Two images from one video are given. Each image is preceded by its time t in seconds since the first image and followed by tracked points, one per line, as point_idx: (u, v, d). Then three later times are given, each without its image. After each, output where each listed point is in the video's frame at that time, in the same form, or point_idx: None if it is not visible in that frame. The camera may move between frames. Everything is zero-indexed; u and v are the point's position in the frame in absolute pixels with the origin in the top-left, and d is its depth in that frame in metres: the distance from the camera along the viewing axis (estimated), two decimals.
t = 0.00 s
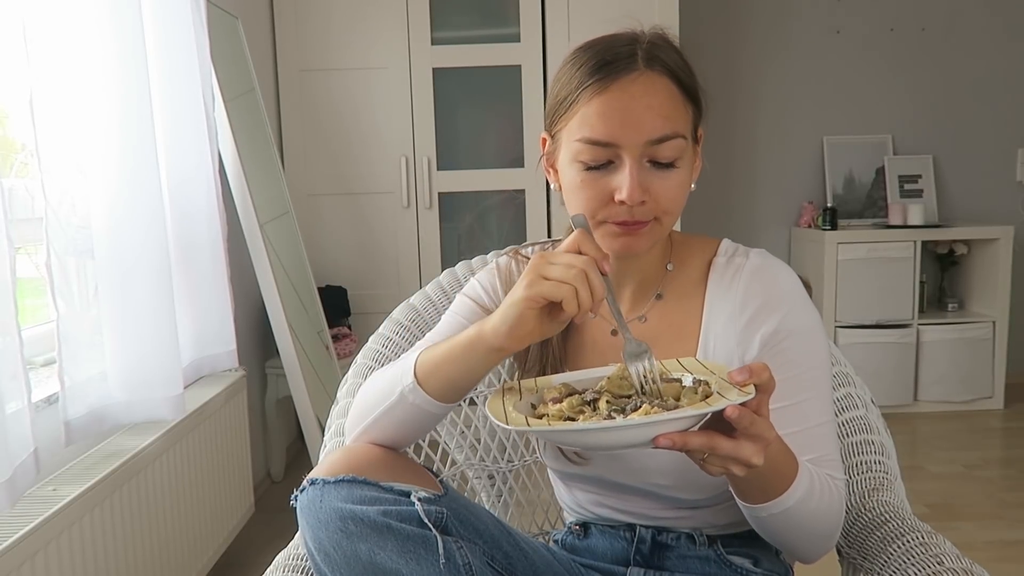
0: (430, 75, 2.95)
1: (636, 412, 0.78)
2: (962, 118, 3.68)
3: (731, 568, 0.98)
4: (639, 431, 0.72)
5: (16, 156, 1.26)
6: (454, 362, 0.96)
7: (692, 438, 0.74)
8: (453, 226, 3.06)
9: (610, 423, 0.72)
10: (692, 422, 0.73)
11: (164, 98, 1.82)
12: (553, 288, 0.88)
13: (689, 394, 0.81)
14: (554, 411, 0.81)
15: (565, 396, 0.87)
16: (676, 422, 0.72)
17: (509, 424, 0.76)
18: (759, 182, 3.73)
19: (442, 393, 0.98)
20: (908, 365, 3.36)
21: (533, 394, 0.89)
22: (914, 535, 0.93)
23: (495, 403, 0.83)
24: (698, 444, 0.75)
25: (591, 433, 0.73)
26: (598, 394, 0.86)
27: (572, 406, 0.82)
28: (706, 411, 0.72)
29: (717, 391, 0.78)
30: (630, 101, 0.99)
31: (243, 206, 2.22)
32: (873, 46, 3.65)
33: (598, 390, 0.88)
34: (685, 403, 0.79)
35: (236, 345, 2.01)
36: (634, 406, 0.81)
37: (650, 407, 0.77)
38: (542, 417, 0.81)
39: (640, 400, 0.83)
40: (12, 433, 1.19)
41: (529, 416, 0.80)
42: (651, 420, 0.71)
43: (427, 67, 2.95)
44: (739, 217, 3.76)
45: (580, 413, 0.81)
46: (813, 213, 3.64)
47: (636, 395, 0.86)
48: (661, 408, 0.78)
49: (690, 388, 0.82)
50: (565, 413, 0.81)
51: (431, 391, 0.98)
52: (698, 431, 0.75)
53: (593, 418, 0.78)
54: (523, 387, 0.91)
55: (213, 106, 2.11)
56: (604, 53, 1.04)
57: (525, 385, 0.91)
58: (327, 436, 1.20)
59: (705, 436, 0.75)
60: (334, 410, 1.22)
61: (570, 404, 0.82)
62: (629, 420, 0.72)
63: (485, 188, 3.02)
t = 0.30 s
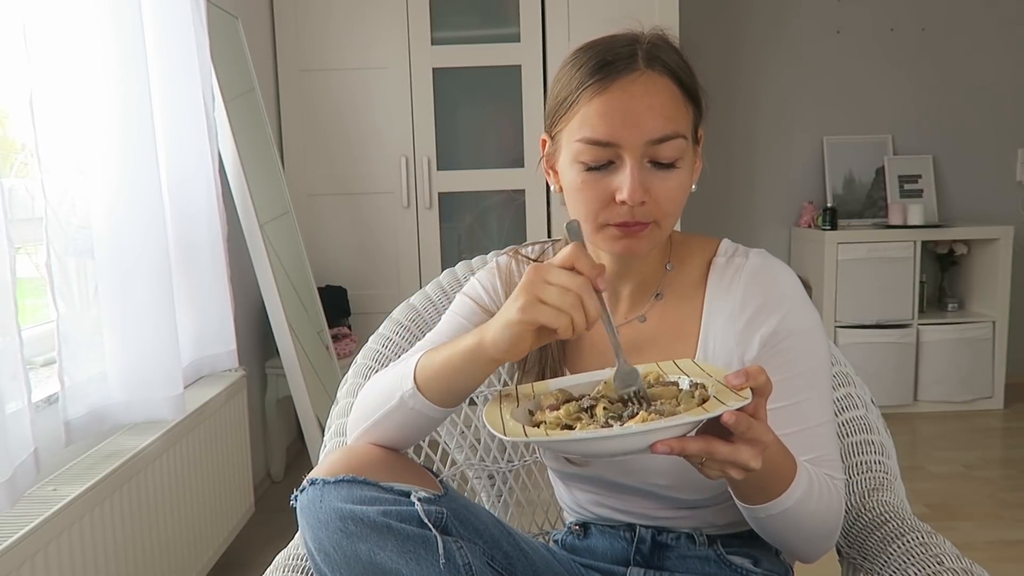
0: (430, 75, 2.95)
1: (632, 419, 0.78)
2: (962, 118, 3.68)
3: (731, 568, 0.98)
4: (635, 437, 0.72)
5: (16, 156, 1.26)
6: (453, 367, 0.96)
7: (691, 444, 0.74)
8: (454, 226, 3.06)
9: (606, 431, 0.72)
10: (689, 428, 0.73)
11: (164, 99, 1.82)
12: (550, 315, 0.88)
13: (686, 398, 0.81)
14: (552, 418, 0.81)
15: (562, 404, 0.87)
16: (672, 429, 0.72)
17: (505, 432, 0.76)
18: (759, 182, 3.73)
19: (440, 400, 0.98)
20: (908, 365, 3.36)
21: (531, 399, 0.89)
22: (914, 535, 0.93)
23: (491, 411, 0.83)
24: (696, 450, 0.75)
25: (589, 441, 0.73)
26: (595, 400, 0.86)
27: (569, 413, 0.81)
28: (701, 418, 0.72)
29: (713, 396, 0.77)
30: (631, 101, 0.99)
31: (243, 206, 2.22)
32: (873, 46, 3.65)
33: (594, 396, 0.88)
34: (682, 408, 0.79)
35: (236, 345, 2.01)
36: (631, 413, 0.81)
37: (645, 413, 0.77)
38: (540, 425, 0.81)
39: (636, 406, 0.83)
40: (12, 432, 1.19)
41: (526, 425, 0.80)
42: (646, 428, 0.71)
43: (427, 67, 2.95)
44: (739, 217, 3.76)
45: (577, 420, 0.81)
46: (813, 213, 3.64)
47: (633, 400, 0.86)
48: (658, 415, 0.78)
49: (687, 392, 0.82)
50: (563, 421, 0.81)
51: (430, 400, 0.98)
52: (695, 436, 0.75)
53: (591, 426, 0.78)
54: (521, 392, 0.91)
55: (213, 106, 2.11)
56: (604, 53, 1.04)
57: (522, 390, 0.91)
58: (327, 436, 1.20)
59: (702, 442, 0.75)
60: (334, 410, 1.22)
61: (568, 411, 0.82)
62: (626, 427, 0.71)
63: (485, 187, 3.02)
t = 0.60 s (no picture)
0: (430, 75, 2.95)
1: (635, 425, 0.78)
2: (962, 118, 3.68)
3: (731, 568, 0.98)
4: (637, 444, 0.72)
5: (16, 156, 1.26)
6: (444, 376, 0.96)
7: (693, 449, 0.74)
8: (454, 226, 3.06)
9: (609, 438, 0.72)
10: (692, 433, 0.73)
11: (164, 99, 1.82)
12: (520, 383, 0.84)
13: (688, 403, 0.81)
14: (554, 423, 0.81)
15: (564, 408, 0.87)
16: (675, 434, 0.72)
17: (508, 438, 0.76)
18: (759, 181, 3.73)
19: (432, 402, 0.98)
20: (908, 365, 3.36)
21: (533, 402, 0.89)
22: (914, 535, 0.93)
23: (492, 415, 0.83)
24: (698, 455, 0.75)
25: (591, 446, 0.73)
26: (597, 404, 0.87)
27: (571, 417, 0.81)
28: (704, 424, 0.72)
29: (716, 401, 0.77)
30: (632, 98, 0.99)
31: (243, 206, 2.22)
32: (873, 46, 3.65)
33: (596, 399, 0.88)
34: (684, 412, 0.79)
35: (236, 345, 2.01)
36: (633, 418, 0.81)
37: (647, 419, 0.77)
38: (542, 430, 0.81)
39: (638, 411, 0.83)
40: (12, 432, 1.19)
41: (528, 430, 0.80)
42: (649, 434, 0.71)
43: (427, 67, 2.95)
44: (739, 217, 3.76)
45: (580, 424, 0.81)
46: (813, 213, 3.64)
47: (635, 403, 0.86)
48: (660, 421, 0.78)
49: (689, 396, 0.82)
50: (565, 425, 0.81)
51: (426, 407, 0.98)
52: (697, 442, 0.75)
53: (594, 431, 0.78)
54: (522, 396, 0.91)
55: (213, 106, 2.11)
56: (605, 51, 1.04)
57: (523, 395, 0.91)
58: (327, 437, 1.20)
59: (704, 447, 0.75)
60: (334, 410, 1.22)
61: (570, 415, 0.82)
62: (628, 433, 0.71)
63: (485, 187, 3.02)
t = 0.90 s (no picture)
0: (429, 75, 2.95)
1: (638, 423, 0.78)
2: (962, 118, 3.68)
3: (731, 568, 0.98)
4: (641, 442, 0.72)
5: (17, 156, 1.26)
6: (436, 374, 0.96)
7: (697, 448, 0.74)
8: (454, 226, 3.06)
9: (614, 436, 0.72)
10: (696, 431, 0.73)
11: (164, 98, 1.82)
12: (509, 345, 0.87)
13: (692, 401, 0.81)
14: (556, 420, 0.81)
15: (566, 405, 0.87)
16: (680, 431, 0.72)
17: (512, 435, 0.76)
18: (759, 181, 3.73)
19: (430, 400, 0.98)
20: (908, 365, 3.36)
21: (535, 400, 0.89)
22: (914, 535, 0.93)
23: (496, 412, 0.83)
24: (701, 454, 0.75)
25: (594, 444, 0.73)
26: (600, 401, 0.87)
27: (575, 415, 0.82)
28: (708, 422, 0.72)
29: (720, 400, 0.77)
30: (636, 96, 0.99)
31: (243, 206, 2.22)
32: (873, 47, 3.65)
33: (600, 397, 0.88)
34: (687, 411, 0.79)
35: (236, 345, 2.01)
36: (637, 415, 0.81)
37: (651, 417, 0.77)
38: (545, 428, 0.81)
39: (642, 409, 0.83)
40: (12, 432, 1.19)
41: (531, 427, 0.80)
42: (653, 432, 0.71)
43: (427, 68, 2.95)
44: (739, 217, 3.76)
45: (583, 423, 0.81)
46: (813, 213, 3.64)
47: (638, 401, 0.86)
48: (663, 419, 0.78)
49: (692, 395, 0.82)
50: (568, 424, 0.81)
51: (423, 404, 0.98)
52: (701, 441, 0.75)
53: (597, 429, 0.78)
54: (524, 393, 0.91)
55: (213, 106, 2.11)
56: (608, 50, 1.04)
57: (525, 393, 0.91)
58: (327, 437, 1.20)
59: (708, 446, 0.75)
60: (334, 411, 1.22)
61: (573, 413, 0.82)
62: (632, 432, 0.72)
63: (485, 187, 3.02)
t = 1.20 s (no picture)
0: (429, 75, 2.95)
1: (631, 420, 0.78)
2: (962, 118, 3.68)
3: (731, 568, 0.98)
4: (634, 439, 0.72)
5: (16, 156, 1.25)
6: (449, 368, 0.96)
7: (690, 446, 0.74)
8: (454, 225, 3.06)
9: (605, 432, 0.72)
10: (688, 428, 0.73)
11: (164, 98, 1.82)
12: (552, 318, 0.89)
13: (686, 399, 0.80)
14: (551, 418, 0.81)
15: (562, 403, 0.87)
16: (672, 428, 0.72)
17: (504, 431, 0.76)
18: (759, 181, 3.73)
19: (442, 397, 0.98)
20: (908, 365, 3.36)
21: (531, 398, 0.89)
22: (914, 535, 0.93)
23: (491, 410, 0.83)
24: (695, 451, 0.74)
25: (588, 441, 0.73)
26: (595, 400, 0.86)
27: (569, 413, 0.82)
28: (701, 419, 0.72)
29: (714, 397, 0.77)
30: (635, 91, 0.99)
31: (243, 206, 2.22)
32: (873, 47, 3.65)
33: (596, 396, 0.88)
34: (681, 409, 0.79)
35: (235, 345, 2.01)
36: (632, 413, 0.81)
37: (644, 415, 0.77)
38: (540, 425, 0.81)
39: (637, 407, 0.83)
40: (12, 432, 1.19)
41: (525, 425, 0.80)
42: (645, 428, 0.71)
43: (427, 68, 2.95)
44: (739, 217, 3.76)
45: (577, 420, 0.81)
46: (813, 213, 3.64)
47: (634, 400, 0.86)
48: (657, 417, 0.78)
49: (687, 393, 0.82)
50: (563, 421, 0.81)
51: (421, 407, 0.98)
52: (694, 438, 0.75)
53: (591, 426, 0.78)
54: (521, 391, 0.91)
55: (213, 106, 2.11)
56: (608, 47, 1.04)
57: (523, 391, 0.91)
58: (327, 437, 1.20)
59: (702, 443, 0.75)
60: (334, 410, 1.22)
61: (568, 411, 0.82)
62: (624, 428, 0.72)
63: (485, 187, 3.02)
